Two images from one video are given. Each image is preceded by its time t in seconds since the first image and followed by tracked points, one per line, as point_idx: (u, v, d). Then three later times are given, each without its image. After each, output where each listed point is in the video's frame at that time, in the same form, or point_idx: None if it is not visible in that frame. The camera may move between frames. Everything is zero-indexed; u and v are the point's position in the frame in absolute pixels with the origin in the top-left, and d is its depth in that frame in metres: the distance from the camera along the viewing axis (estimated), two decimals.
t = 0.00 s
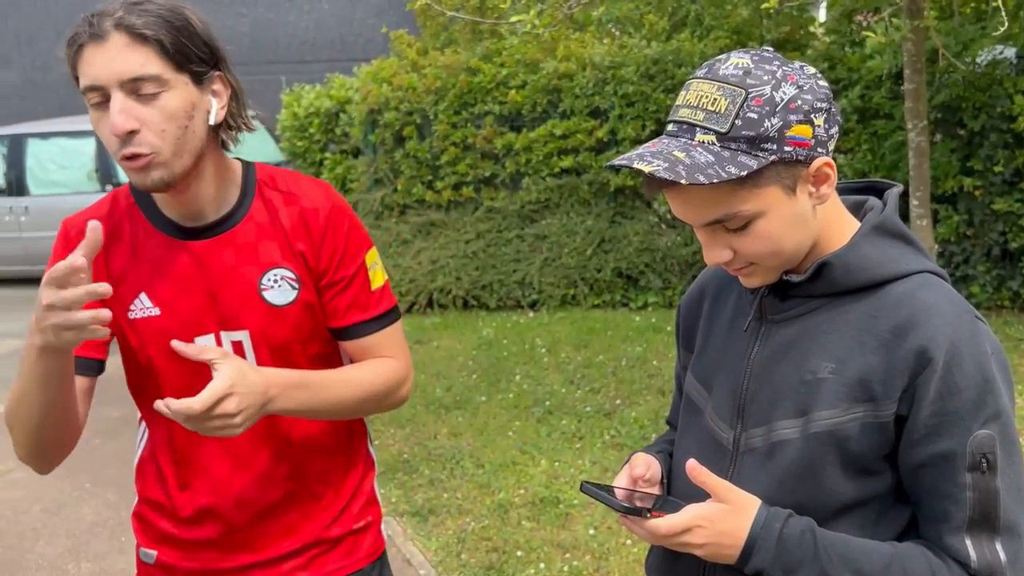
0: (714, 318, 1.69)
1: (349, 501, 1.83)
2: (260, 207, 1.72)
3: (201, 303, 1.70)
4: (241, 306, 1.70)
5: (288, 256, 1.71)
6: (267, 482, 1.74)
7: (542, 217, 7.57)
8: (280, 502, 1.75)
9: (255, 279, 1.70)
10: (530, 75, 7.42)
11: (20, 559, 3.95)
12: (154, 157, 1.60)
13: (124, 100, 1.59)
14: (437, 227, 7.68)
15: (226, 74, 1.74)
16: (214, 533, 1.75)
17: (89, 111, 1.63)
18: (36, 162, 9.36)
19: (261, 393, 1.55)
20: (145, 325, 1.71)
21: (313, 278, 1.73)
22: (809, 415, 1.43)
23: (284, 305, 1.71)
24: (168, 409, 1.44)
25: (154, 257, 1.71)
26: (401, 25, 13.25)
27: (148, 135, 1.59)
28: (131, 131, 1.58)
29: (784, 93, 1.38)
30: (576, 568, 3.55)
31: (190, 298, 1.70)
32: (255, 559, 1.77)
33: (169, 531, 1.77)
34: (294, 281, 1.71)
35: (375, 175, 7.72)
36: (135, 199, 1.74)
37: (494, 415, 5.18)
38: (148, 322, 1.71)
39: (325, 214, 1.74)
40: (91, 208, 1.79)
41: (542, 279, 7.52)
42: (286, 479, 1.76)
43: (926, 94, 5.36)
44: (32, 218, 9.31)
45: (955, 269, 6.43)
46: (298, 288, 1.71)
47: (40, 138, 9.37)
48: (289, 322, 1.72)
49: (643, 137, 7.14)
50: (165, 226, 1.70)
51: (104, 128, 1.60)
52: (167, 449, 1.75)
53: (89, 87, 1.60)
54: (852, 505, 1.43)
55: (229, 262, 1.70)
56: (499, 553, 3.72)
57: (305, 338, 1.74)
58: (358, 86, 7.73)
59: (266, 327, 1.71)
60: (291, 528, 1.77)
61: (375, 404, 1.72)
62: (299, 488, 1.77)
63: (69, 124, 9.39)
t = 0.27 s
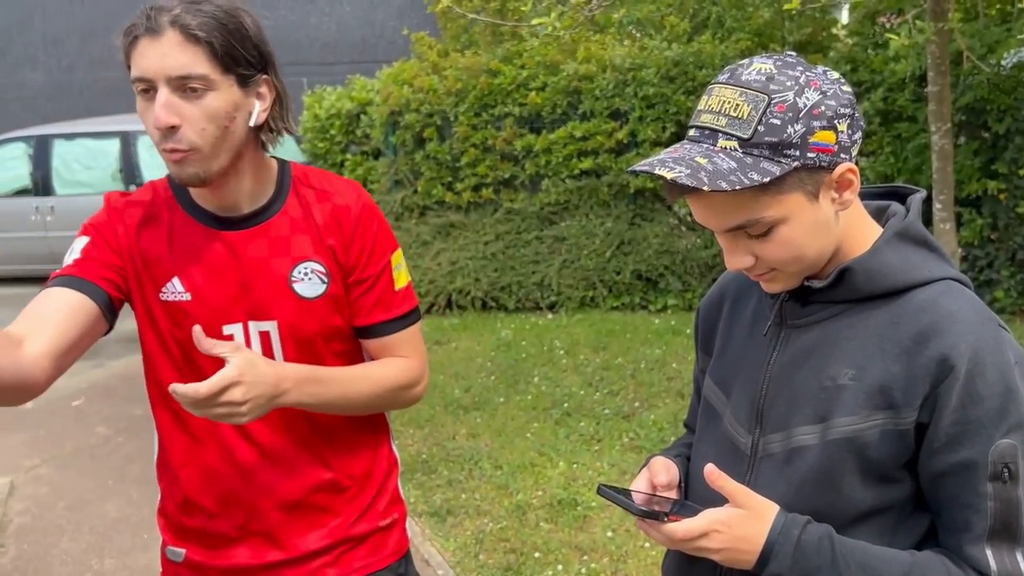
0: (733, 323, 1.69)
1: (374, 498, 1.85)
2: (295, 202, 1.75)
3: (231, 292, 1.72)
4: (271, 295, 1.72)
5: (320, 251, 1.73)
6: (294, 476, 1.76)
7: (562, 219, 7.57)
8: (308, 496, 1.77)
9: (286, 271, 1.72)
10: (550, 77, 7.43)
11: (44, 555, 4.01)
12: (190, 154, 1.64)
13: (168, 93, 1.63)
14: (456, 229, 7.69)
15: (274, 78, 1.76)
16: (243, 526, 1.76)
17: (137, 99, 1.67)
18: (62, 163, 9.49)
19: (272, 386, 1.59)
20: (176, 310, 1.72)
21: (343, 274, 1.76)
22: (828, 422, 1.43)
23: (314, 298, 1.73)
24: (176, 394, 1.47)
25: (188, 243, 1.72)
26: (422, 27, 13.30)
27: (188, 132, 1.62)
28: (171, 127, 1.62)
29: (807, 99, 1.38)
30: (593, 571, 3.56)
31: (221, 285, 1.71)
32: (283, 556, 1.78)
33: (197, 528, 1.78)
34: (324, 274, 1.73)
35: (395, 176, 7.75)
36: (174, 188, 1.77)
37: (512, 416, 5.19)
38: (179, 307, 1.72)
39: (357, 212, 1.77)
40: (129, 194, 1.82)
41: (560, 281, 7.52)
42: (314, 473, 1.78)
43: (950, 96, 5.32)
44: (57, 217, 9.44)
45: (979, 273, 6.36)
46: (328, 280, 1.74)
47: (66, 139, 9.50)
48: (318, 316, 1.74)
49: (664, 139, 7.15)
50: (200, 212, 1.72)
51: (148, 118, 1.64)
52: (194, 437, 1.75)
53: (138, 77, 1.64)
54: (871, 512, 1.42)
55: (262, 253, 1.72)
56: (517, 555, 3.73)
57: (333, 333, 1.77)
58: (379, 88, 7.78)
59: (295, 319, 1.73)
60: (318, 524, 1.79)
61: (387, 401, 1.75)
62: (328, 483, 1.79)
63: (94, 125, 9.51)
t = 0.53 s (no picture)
0: (753, 330, 1.68)
1: (422, 497, 1.89)
2: (370, 211, 1.83)
3: (305, 295, 1.78)
4: (344, 300, 1.79)
5: (392, 258, 1.81)
6: (355, 474, 1.81)
7: (584, 221, 7.56)
8: (364, 493, 1.81)
9: (359, 276, 1.79)
10: (573, 79, 7.43)
11: (71, 550, 4.06)
12: (282, 161, 1.71)
13: (265, 102, 1.69)
14: (479, 230, 7.70)
15: (364, 93, 1.83)
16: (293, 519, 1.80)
17: (233, 104, 1.74)
18: (91, 164, 9.62)
19: (346, 389, 1.63)
20: (252, 312, 1.78)
21: (412, 280, 1.83)
22: (848, 430, 1.42)
23: (385, 304, 1.80)
24: (253, 399, 1.51)
25: (267, 248, 1.78)
26: (446, 29, 13.34)
27: (281, 141, 1.69)
28: (266, 134, 1.68)
29: (830, 103, 1.37)
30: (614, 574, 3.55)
31: (297, 289, 1.78)
32: (334, 550, 1.82)
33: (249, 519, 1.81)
34: (394, 281, 1.81)
35: (419, 178, 7.77)
36: (251, 191, 1.82)
37: (533, 418, 5.19)
38: (254, 310, 1.78)
39: (429, 222, 1.84)
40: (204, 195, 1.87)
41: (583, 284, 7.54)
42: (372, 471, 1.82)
43: (980, 98, 5.25)
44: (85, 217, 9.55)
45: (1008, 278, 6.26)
46: (398, 287, 1.81)
47: (95, 139, 9.63)
48: (389, 320, 1.81)
49: (688, 142, 7.12)
50: (279, 219, 1.79)
51: (243, 124, 1.71)
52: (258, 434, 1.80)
53: (237, 83, 1.71)
54: (890, 521, 1.41)
55: (337, 259, 1.79)
56: (538, 557, 3.73)
57: (398, 338, 1.84)
58: (403, 90, 7.81)
59: (366, 323, 1.80)
60: (370, 520, 1.83)
61: (453, 403, 1.82)
62: (382, 481, 1.83)
63: (123, 126, 9.65)
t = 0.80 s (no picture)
0: (776, 334, 1.66)
1: (476, 490, 1.87)
2: (436, 211, 1.81)
3: (372, 292, 1.76)
4: (411, 299, 1.77)
5: (457, 259, 1.79)
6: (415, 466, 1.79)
7: (613, 223, 7.54)
8: (422, 486, 1.79)
9: (424, 276, 1.77)
10: (603, 81, 7.41)
11: (102, 544, 4.13)
12: (358, 163, 1.70)
13: (342, 105, 1.69)
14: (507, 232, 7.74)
15: (436, 95, 1.81)
16: (350, 506, 1.77)
17: (310, 107, 1.74)
18: (125, 163, 9.77)
19: (433, 397, 1.58)
20: (320, 308, 1.76)
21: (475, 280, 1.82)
22: (870, 436, 1.41)
23: (450, 304, 1.78)
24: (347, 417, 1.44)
25: (337, 245, 1.77)
26: (477, 30, 13.38)
27: (357, 144, 1.69)
28: (343, 137, 1.68)
29: (859, 104, 1.36)
30: None
31: (366, 286, 1.76)
32: (388, 538, 1.79)
33: (310, 505, 1.78)
34: (459, 281, 1.79)
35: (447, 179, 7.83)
36: (322, 187, 1.80)
37: (559, 420, 5.18)
38: (323, 305, 1.76)
39: (493, 224, 1.83)
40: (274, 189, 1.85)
41: (610, 286, 7.52)
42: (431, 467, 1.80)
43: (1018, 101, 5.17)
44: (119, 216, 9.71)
45: None
46: (462, 287, 1.79)
47: (129, 139, 9.78)
48: (454, 320, 1.79)
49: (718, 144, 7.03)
50: (349, 217, 1.77)
51: (321, 125, 1.70)
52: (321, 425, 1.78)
53: (315, 85, 1.70)
54: (911, 529, 1.39)
55: (403, 258, 1.77)
56: (562, 559, 3.73)
57: (461, 336, 1.82)
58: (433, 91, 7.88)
59: (431, 322, 1.78)
60: (426, 511, 1.80)
61: (519, 399, 1.82)
62: (439, 475, 1.81)
63: (157, 126, 9.78)
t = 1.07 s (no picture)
0: (815, 336, 1.66)
1: (533, 484, 1.82)
2: (495, 206, 1.78)
3: (434, 284, 1.73)
4: (472, 292, 1.74)
5: (515, 253, 1.76)
6: (476, 458, 1.74)
7: (660, 224, 7.51)
8: (480, 477, 1.74)
9: (483, 269, 1.74)
10: (653, 82, 7.38)
11: (155, 530, 4.26)
12: (423, 159, 1.69)
13: (407, 104, 1.68)
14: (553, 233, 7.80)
15: (495, 94, 1.80)
16: (413, 496, 1.73)
17: (375, 108, 1.73)
18: (182, 161, 10.02)
19: (488, 384, 1.61)
20: (383, 299, 1.74)
21: (534, 274, 1.79)
22: (910, 438, 1.40)
23: (509, 297, 1.76)
24: (408, 398, 1.48)
25: (400, 238, 1.75)
26: (527, 32, 13.44)
27: (422, 141, 1.68)
28: (408, 135, 1.67)
29: (910, 106, 1.36)
30: None
31: (429, 277, 1.73)
32: (447, 527, 1.74)
33: (373, 494, 1.74)
34: (518, 276, 1.76)
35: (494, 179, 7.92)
36: (386, 183, 1.79)
37: (603, 421, 5.19)
38: (386, 297, 1.74)
39: (550, 219, 1.80)
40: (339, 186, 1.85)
41: (656, 288, 7.50)
42: (492, 458, 1.76)
43: None
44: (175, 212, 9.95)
45: None
46: (520, 281, 1.76)
47: (186, 137, 10.02)
48: (513, 314, 1.77)
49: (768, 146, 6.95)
50: (412, 211, 1.75)
51: (386, 125, 1.70)
52: (383, 415, 1.75)
53: (380, 86, 1.70)
54: (952, 533, 1.38)
55: (464, 251, 1.74)
56: (603, 559, 3.74)
57: (519, 330, 1.79)
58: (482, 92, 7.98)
59: (491, 315, 1.75)
60: (484, 502, 1.76)
61: (571, 394, 1.79)
62: (498, 466, 1.76)
63: (214, 125, 10.02)
